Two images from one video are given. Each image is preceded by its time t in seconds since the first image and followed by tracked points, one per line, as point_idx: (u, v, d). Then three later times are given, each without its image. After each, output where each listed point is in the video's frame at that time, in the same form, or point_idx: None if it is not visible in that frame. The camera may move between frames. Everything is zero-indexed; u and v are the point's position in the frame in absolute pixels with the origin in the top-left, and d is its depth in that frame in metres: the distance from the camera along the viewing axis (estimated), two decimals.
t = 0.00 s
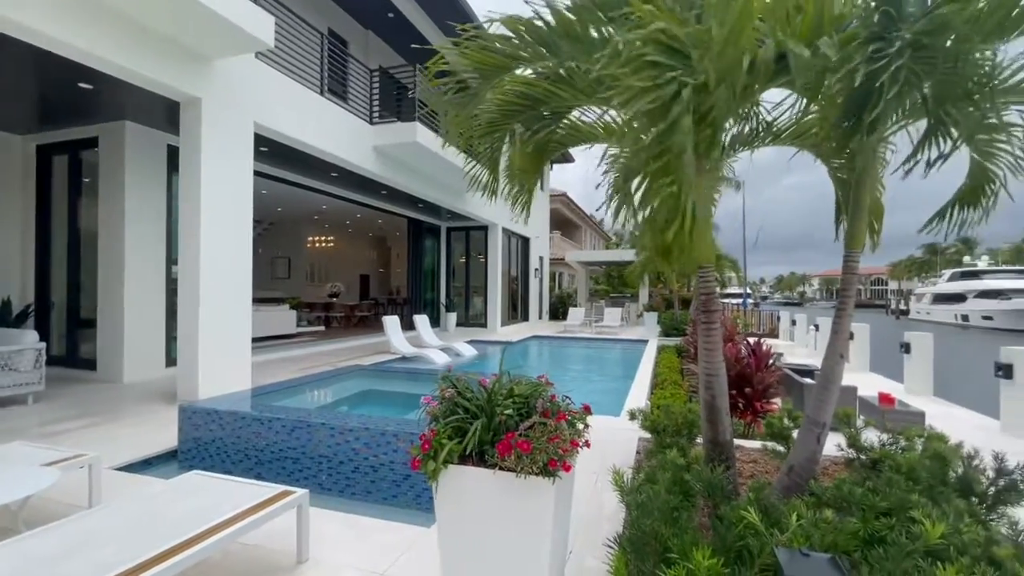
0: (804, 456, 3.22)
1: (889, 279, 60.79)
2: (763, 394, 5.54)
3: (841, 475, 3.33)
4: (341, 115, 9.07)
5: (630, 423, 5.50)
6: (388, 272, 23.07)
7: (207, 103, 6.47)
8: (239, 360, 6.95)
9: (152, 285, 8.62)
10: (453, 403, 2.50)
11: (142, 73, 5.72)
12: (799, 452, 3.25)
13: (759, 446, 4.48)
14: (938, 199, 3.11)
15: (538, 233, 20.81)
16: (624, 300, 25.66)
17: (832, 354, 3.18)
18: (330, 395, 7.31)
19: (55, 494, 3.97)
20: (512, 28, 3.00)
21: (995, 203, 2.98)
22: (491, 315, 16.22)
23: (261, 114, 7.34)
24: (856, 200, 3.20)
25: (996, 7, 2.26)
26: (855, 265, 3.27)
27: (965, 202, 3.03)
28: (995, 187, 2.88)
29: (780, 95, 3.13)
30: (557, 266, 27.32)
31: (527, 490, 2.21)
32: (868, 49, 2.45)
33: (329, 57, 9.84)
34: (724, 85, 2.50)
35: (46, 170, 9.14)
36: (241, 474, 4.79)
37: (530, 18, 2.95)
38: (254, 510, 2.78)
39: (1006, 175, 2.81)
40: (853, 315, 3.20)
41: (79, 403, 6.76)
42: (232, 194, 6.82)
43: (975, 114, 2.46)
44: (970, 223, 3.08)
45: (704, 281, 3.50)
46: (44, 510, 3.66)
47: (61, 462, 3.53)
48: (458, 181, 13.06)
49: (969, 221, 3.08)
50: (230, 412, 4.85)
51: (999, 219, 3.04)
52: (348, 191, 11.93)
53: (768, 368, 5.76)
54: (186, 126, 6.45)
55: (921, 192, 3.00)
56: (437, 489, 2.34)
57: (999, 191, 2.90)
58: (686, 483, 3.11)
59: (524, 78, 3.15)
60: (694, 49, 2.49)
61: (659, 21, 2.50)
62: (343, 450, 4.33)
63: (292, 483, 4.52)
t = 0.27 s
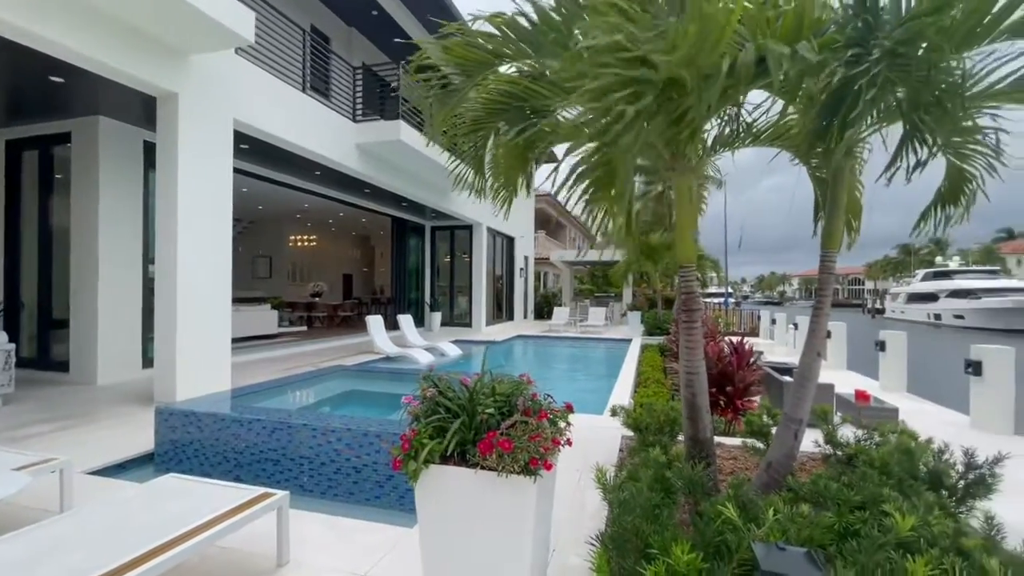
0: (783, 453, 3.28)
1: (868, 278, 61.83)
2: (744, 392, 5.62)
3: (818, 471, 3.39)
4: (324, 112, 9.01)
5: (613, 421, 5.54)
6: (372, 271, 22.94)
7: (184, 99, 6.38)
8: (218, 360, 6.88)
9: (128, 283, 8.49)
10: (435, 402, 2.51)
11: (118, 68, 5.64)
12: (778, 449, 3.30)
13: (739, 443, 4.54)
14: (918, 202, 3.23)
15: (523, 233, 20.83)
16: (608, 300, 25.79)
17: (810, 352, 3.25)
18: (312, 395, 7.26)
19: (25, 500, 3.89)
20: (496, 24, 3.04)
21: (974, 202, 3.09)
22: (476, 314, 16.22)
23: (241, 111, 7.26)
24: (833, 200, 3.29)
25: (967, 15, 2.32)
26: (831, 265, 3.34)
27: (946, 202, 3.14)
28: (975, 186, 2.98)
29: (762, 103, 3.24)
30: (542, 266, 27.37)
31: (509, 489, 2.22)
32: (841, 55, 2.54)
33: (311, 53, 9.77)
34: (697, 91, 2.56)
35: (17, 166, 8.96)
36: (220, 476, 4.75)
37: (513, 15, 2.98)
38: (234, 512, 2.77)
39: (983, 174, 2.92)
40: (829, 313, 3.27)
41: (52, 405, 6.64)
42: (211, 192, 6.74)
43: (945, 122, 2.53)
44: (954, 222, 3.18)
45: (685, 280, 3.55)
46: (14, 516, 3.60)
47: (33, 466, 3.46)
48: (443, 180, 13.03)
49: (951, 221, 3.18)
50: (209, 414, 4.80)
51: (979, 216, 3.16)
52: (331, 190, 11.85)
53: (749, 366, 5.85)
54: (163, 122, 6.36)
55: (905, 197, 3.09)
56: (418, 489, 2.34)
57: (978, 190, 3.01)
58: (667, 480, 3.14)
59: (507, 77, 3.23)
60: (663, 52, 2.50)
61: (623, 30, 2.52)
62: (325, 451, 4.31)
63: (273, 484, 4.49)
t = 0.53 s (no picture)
0: (762, 450, 3.33)
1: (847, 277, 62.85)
2: (725, 390, 5.69)
3: (796, 467, 3.45)
4: (305, 109, 8.94)
5: (596, 420, 5.58)
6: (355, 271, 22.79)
7: (161, 93, 6.29)
8: (196, 360, 6.79)
9: (102, 282, 8.33)
10: (416, 402, 2.51)
11: (92, 62, 5.53)
12: (757, 445, 3.35)
13: (719, 440, 4.60)
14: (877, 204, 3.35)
15: (507, 232, 20.84)
16: (592, 300, 25.90)
17: (788, 350, 3.31)
18: (294, 396, 7.20)
19: None
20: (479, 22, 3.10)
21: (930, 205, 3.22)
22: (460, 314, 16.20)
23: (220, 107, 7.17)
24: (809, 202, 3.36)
25: (941, 19, 2.38)
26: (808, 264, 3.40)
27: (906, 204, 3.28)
28: (934, 188, 3.12)
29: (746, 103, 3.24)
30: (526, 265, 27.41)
31: (491, 488, 2.23)
32: (830, 59, 2.55)
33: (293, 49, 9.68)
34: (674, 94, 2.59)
35: None
36: (198, 479, 4.69)
37: (495, 15, 3.07)
38: (212, 515, 2.74)
39: (940, 178, 3.07)
40: (807, 312, 3.33)
41: (23, 408, 6.50)
42: (189, 189, 6.65)
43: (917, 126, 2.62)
44: (909, 224, 3.30)
45: (666, 279, 3.58)
46: None
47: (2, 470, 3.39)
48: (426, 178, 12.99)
49: (907, 222, 3.30)
50: (186, 416, 4.74)
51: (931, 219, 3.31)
52: (313, 188, 11.75)
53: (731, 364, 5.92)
54: (138, 116, 6.25)
55: (871, 197, 3.16)
56: (399, 489, 2.33)
57: (935, 193, 3.16)
58: (649, 477, 3.16)
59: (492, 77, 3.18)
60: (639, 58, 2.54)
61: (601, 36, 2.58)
62: (306, 452, 4.28)
63: (253, 487, 4.46)
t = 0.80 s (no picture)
0: (741, 446, 3.38)
1: (826, 276, 63.80)
2: (706, 387, 5.75)
3: (774, 462, 3.51)
4: (285, 105, 8.84)
5: (579, 418, 5.61)
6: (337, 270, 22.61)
7: (135, 85, 6.17)
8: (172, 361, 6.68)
9: (74, 281, 8.16)
10: (396, 402, 2.50)
11: (64, 54, 5.42)
12: (735, 442, 3.40)
13: (700, 437, 4.65)
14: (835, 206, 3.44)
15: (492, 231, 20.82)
16: (576, 299, 26.01)
17: (767, 347, 3.36)
18: (274, 397, 7.13)
19: None
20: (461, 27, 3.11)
21: (880, 212, 3.40)
22: (444, 314, 16.15)
23: (197, 103, 7.06)
24: (787, 204, 3.42)
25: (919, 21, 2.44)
26: (786, 263, 3.47)
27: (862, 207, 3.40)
28: (885, 198, 3.31)
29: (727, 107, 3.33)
30: (510, 265, 27.41)
31: (471, 488, 2.23)
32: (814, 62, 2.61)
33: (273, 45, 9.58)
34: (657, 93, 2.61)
35: None
36: (173, 483, 4.63)
37: (474, 21, 3.08)
38: (190, 518, 2.71)
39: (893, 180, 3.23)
40: (785, 311, 3.38)
41: None
42: (164, 185, 6.54)
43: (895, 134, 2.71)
44: (861, 228, 3.45)
45: (648, 278, 3.62)
46: None
47: None
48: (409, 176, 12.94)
49: (859, 226, 3.45)
50: (161, 418, 4.66)
51: (879, 227, 3.49)
52: (293, 185, 11.64)
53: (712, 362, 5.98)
54: (111, 108, 6.13)
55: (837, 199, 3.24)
56: (378, 491, 2.32)
57: (886, 202, 3.35)
58: (631, 474, 3.19)
59: (477, 77, 3.24)
60: (623, 59, 2.58)
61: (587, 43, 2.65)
62: (286, 454, 4.25)
63: (231, 490, 4.41)
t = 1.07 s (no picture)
0: (720, 442, 3.43)
1: (805, 274, 64.82)
2: (687, 385, 5.82)
3: (751, 458, 3.57)
4: (264, 101, 8.74)
5: (561, 416, 5.62)
6: (318, 269, 22.40)
7: (105, 79, 6.03)
8: (146, 361, 6.56)
9: (43, 280, 7.97)
10: (375, 402, 2.50)
11: (32, 46, 5.28)
12: (714, 438, 3.44)
13: (680, 434, 4.71)
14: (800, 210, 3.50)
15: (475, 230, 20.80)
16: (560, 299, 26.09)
17: (745, 345, 3.41)
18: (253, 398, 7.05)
19: None
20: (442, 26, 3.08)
21: (840, 215, 3.49)
22: (427, 313, 16.11)
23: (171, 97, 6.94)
24: (765, 205, 3.47)
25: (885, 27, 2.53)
26: (763, 263, 3.54)
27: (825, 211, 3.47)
28: (847, 204, 3.37)
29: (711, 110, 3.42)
30: (494, 264, 27.39)
31: (451, 488, 2.23)
32: (778, 68, 2.70)
33: (251, 40, 9.45)
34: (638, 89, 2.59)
35: None
36: (146, 486, 4.55)
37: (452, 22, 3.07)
38: (164, 522, 2.68)
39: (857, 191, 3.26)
40: (762, 309, 3.43)
41: None
42: (137, 181, 6.42)
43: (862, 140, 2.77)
44: (819, 231, 3.55)
45: (628, 277, 3.65)
46: None
47: None
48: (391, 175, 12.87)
49: (818, 229, 3.55)
50: (133, 421, 4.59)
51: (837, 228, 3.62)
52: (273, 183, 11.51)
53: (692, 360, 6.05)
54: (80, 102, 5.99)
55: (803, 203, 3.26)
56: (356, 491, 2.30)
57: (848, 207, 3.42)
58: (612, 471, 3.21)
59: (458, 73, 3.15)
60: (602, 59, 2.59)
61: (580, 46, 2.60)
62: (264, 456, 4.21)
63: (207, 493, 4.35)
